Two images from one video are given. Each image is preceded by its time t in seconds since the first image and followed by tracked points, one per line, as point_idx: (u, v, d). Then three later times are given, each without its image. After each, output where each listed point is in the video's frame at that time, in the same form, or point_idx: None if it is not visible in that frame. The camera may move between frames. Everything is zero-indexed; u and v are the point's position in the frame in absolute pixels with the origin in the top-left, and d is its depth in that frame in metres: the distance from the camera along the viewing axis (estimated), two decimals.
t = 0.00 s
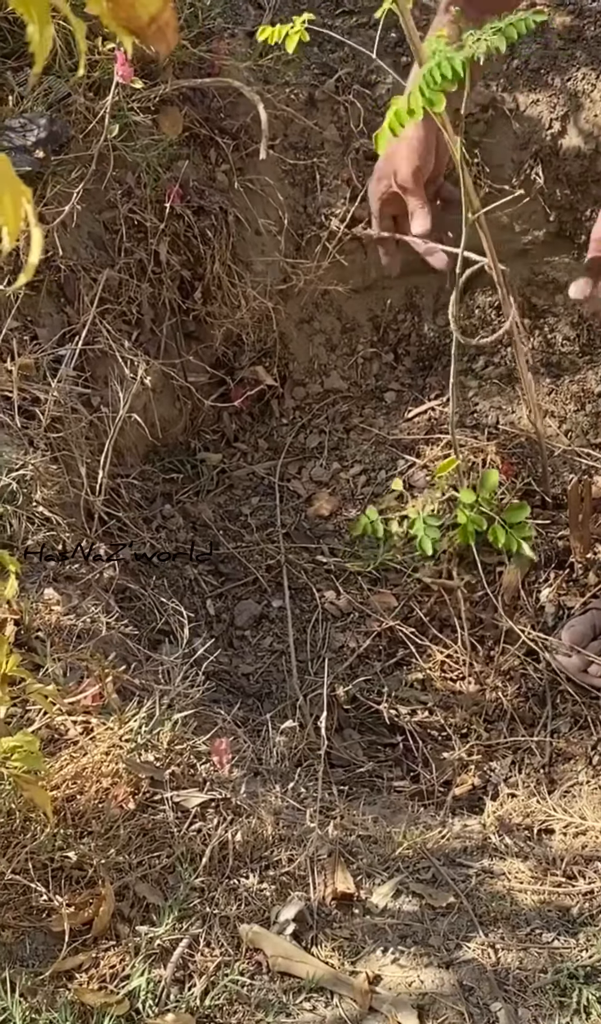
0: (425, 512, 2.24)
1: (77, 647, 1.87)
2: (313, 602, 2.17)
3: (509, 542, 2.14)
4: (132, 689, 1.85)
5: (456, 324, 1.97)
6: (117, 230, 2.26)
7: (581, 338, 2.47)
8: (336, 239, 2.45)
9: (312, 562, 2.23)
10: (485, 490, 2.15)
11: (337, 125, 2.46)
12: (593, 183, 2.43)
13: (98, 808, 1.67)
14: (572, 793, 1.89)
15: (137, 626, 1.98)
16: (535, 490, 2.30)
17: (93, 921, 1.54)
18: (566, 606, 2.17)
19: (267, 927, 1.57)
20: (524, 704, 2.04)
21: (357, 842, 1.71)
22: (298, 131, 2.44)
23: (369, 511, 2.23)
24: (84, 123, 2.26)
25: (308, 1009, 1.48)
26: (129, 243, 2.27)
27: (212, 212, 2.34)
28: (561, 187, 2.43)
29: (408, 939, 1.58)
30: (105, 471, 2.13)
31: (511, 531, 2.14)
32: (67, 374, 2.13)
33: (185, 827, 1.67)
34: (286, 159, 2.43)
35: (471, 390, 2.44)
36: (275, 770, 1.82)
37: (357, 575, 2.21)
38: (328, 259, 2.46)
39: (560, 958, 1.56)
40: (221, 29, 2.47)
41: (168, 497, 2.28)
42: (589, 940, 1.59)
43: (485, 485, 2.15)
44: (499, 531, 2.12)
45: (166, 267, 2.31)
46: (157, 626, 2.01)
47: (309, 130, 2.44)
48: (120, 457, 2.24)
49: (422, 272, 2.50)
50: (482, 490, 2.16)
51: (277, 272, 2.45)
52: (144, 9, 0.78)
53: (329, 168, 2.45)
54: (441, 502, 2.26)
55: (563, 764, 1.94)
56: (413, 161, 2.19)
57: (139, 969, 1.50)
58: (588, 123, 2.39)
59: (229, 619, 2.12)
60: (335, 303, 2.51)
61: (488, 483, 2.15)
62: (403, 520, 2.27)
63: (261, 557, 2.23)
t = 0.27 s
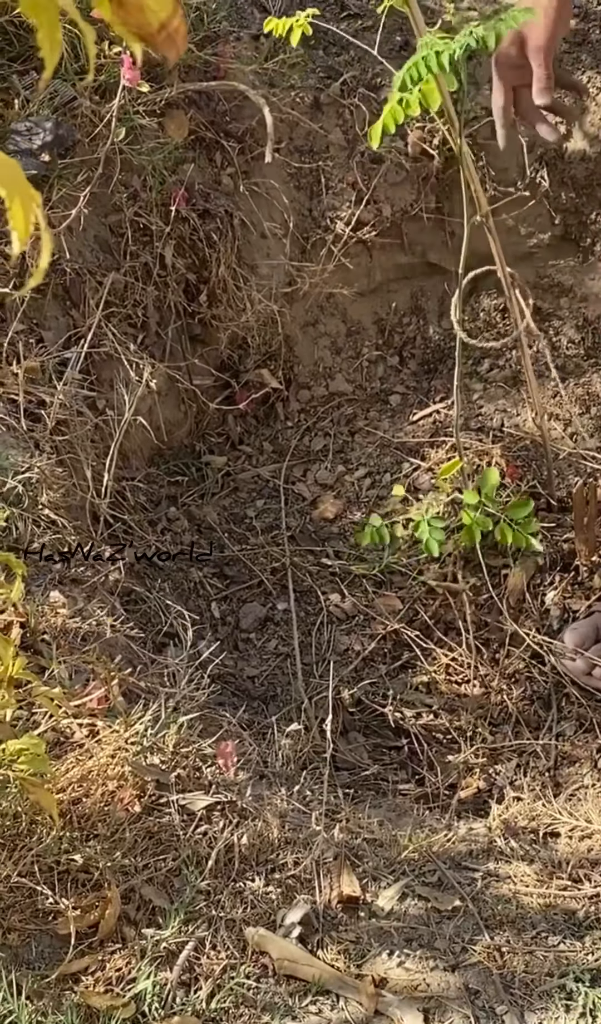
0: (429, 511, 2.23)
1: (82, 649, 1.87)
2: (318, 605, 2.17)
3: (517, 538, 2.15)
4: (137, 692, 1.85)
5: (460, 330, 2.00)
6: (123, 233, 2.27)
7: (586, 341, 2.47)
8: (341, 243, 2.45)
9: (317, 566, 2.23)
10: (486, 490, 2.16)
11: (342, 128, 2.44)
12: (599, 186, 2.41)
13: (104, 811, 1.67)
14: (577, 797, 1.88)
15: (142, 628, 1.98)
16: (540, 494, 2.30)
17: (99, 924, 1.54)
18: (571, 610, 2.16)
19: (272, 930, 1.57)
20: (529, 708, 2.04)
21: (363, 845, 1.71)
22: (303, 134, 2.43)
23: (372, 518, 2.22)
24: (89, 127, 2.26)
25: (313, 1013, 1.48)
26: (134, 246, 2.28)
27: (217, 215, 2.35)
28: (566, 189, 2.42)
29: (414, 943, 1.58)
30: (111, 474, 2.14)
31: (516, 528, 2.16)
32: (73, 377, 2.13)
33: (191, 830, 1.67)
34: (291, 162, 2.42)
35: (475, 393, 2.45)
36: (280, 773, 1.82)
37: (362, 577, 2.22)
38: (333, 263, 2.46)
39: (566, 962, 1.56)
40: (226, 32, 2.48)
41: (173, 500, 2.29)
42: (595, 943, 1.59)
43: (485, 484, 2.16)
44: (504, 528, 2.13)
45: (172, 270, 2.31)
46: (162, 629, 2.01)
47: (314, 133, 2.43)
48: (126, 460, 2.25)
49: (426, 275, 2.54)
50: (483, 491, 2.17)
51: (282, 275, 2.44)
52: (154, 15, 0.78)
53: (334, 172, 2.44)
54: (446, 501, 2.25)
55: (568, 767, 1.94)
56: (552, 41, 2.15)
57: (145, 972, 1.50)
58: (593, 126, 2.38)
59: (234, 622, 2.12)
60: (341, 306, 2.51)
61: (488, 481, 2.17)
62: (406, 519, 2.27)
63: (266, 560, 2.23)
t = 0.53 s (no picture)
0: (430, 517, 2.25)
1: (86, 653, 1.87)
2: (321, 608, 2.17)
3: (514, 549, 2.14)
4: (141, 697, 1.85)
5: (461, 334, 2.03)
6: (126, 237, 2.28)
7: (589, 346, 2.46)
8: (344, 246, 2.45)
9: (320, 569, 2.24)
10: (488, 498, 2.16)
11: (345, 132, 2.44)
12: None
13: (107, 816, 1.67)
14: (580, 801, 1.88)
15: (145, 632, 1.98)
16: (542, 497, 2.30)
17: (102, 929, 1.55)
18: (574, 613, 2.16)
19: (276, 935, 1.57)
20: (532, 712, 2.04)
21: (366, 850, 1.71)
22: (306, 138, 2.44)
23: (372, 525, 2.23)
24: (93, 130, 2.27)
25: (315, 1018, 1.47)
26: (137, 249, 2.28)
27: (220, 219, 2.35)
28: (569, 192, 2.42)
29: (417, 947, 1.58)
30: (114, 478, 2.14)
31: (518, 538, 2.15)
32: (76, 381, 2.14)
33: (194, 834, 1.68)
34: (294, 166, 2.43)
35: (478, 397, 2.45)
36: (283, 777, 1.82)
37: (365, 581, 2.22)
38: (336, 266, 2.46)
39: (569, 967, 1.56)
40: (229, 36, 2.48)
41: (176, 504, 2.29)
42: (598, 948, 1.59)
43: (488, 492, 2.16)
44: (504, 538, 2.13)
45: (175, 274, 2.32)
46: (165, 633, 2.01)
47: (317, 137, 2.44)
48: (129, 464, 2.25)
49: (430, 279, 2.53)
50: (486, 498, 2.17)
51: (285, 278, 2.44)
52: (157, 21, 0.78)
53: (337, 176, 2.44)
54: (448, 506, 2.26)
55: (571, 771, 1.93)
56: None
57: (148, 977, 1.50)
58: (596, 130, 2.38)
59: (237, 626, 2.13)
60: (344, 309, 2.51)
61: (491, 490, 2.16)
62: (409, 524, 2.27)
63: (269, 563, 2.24)
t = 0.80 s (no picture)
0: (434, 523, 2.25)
1: (90, 658, 1.87)
2: (325, 613, 2.17)
3: (517, 555, 2.11)
4: (145, 701, 1.85)
5: (466, 340, 2.02)
6: (130, 241, 2.28)
7: (592, 350, 2.45)
8: (348, 250, 2.45)
9: (323, 573, 2.24)
10: (492, 502, 2.12)
11: (349, 136, 2.45)
12: None
13: (111, 820, 1.67)
14: (585, 807, 1.88)
15: (149, 637, 1.98)
16: (546, 501, 2.29)
17: (106, 934, 1.55)
18: (578, 617, 2.15)
19: (280, 941, 1.57)
20: (536, 716, 2.03)
21: (370, 855, 1.71)
22: (309, 141, 2.44)
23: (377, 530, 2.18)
24: (97, 134, 2.27)
25: None
26: (141, 253, 2.28)
27: (223, 223, 2.35)
28: (573, 196, 2.42)
29: (422, 953, 1.58)
30: (118, 482, 2.14)
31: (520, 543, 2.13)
32: (80, 385, 2.14)
33: (198, 839, 1.67)
34: (297, 170, 2.43)
35: (482, 401, 2.44)
36: (287, 782, 1.82)
37: (368, 585, 2.22)
38: (340, 270, 2.46)
39: (574, 973, 1.56)
40: (233, 40, 2.49)
41: (179, 508, 2.29)
42: None
43: (491, 496, 2.12)
44: (507, 544, 2.11)
45: (178, 278, 2.32)
46: (168, 637, 2.01)
47: (320, 140, 2.44)
48: (132, 468, 2.25)
49: (433, 283, 2.53)
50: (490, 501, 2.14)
51: (288, 282, 2.45)
52: (166, 26, 0.81)
53: (341, 180, 2.44)
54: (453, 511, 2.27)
55: (575, 776, 1.93)
56: None
57: (153, 983, 1.51)
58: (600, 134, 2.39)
59: (240, 630, 2.13)
60: (347, 313, 2.51)
61: (495, 494, 2.12)
62: (412, 527, 2.27)
63: (272, 568, 2.23)
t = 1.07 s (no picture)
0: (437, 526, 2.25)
1: (91, 663, 1.87)
2: (326, 617, 2.17)
3: (520, 559, 2.11)
4: (146, 706, 1.85)
5: (469, 344, 2.01)
6: (132, 245, 2.28)
7: (594, 354, 2.46)
8: (350, 254, 2.45)
9: (325, 578, 2.23)
10: (496, 506, 2.13)
11: (351, 140, 2.45)
12: None
13: (113, 826, 1.67)
14: (587, 812, 1.88)
15: (151, 641, 1.98)
16: (548, 506, 2.29)
17: (108, 940, 1.54)
18: (580, 622, 2.15)
19: (283, 947, 1.57)
20: (537, 721, 2.03)
21: (373, 861, 1.71)
22: (311, 146, 2.44)
23: (381, 534, 2.19)
24: (99, 138, 2.27)
25: None
26: (143, 257, 2.28)
27: (225, 227, 2.36)
28: (575, 201, 2.42)
29: (425, 959, 1.57)
30: (119, 487, 2.14)
31: (524, 548, 2.13)
32: (82, 389, 2.14)
33: (200, 845, 1.67)
34: (299, 174, 2.43)
35: (484, 405, 2.44)
36: (289, 788, 1.82)
37: (370, 589, 2.21)
38: (342, 274, 2.46)
39: (577, 979, 1.56)
40: (235, 45, 2.49)
41: (181, 512, 2.29)
42: None
43: (495, 501, 2.14)
44: (511, 548, 2.11)
45: (180, 282, 2.32)
46: (170, 642, 2.01)
47: (322, 145, 2.44)
48: (134, 472, 2.25)
49: (435, 288, 2.54)
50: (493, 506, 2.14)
51: (290, 287, 2.45)
52: (173, 33, 0.78)
53: (343, 184, 2.44)
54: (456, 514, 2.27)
55: (577, 781, 1.93)
56: None
57: (155, 989, 1.50)
58: None
59: (242, 635, 2.12)
60: (349, 317, 2.51)
61: (499, 499, 2.14)
62: (414, 532, 2.27)
63: (274, 572, 2.23)
